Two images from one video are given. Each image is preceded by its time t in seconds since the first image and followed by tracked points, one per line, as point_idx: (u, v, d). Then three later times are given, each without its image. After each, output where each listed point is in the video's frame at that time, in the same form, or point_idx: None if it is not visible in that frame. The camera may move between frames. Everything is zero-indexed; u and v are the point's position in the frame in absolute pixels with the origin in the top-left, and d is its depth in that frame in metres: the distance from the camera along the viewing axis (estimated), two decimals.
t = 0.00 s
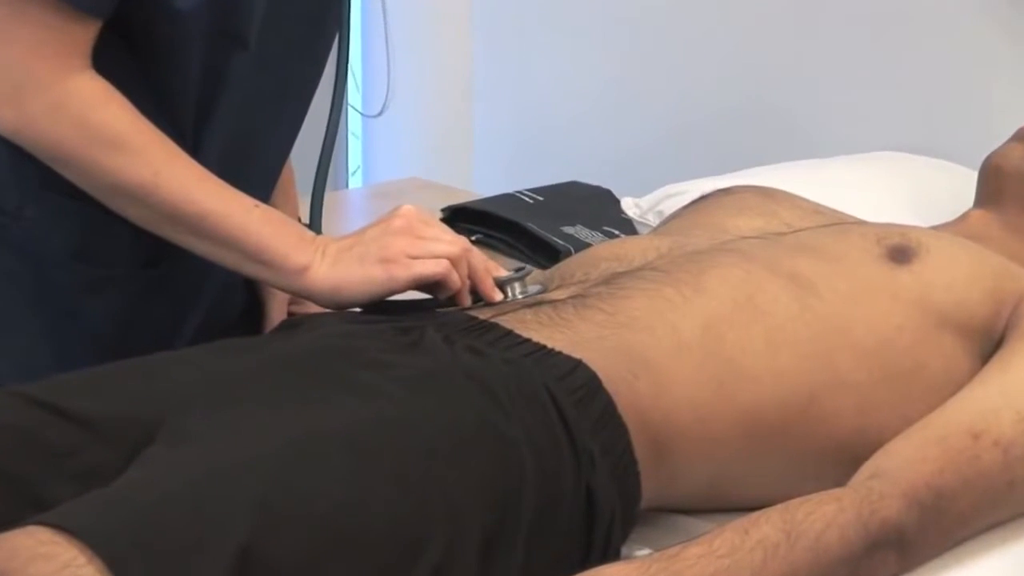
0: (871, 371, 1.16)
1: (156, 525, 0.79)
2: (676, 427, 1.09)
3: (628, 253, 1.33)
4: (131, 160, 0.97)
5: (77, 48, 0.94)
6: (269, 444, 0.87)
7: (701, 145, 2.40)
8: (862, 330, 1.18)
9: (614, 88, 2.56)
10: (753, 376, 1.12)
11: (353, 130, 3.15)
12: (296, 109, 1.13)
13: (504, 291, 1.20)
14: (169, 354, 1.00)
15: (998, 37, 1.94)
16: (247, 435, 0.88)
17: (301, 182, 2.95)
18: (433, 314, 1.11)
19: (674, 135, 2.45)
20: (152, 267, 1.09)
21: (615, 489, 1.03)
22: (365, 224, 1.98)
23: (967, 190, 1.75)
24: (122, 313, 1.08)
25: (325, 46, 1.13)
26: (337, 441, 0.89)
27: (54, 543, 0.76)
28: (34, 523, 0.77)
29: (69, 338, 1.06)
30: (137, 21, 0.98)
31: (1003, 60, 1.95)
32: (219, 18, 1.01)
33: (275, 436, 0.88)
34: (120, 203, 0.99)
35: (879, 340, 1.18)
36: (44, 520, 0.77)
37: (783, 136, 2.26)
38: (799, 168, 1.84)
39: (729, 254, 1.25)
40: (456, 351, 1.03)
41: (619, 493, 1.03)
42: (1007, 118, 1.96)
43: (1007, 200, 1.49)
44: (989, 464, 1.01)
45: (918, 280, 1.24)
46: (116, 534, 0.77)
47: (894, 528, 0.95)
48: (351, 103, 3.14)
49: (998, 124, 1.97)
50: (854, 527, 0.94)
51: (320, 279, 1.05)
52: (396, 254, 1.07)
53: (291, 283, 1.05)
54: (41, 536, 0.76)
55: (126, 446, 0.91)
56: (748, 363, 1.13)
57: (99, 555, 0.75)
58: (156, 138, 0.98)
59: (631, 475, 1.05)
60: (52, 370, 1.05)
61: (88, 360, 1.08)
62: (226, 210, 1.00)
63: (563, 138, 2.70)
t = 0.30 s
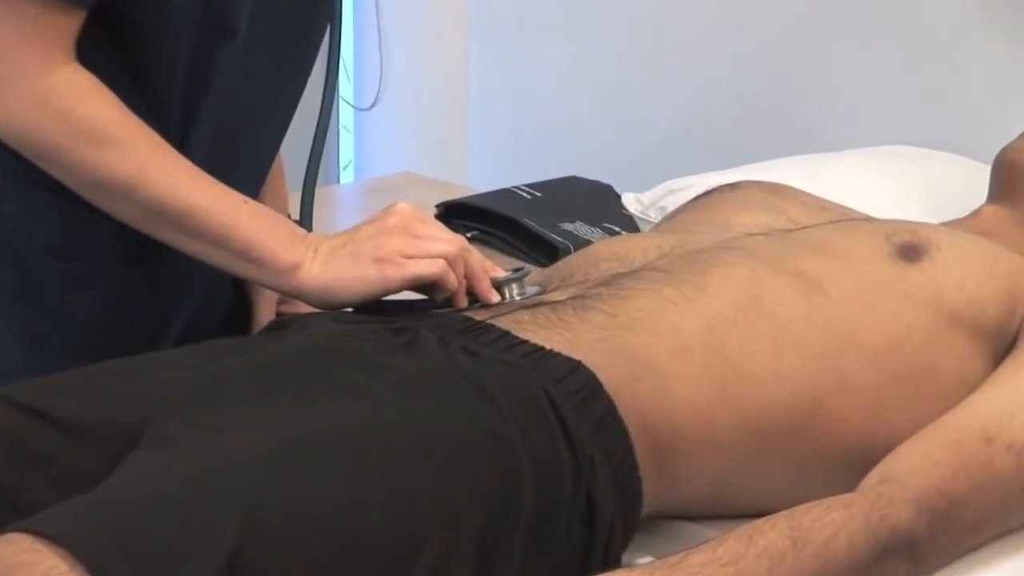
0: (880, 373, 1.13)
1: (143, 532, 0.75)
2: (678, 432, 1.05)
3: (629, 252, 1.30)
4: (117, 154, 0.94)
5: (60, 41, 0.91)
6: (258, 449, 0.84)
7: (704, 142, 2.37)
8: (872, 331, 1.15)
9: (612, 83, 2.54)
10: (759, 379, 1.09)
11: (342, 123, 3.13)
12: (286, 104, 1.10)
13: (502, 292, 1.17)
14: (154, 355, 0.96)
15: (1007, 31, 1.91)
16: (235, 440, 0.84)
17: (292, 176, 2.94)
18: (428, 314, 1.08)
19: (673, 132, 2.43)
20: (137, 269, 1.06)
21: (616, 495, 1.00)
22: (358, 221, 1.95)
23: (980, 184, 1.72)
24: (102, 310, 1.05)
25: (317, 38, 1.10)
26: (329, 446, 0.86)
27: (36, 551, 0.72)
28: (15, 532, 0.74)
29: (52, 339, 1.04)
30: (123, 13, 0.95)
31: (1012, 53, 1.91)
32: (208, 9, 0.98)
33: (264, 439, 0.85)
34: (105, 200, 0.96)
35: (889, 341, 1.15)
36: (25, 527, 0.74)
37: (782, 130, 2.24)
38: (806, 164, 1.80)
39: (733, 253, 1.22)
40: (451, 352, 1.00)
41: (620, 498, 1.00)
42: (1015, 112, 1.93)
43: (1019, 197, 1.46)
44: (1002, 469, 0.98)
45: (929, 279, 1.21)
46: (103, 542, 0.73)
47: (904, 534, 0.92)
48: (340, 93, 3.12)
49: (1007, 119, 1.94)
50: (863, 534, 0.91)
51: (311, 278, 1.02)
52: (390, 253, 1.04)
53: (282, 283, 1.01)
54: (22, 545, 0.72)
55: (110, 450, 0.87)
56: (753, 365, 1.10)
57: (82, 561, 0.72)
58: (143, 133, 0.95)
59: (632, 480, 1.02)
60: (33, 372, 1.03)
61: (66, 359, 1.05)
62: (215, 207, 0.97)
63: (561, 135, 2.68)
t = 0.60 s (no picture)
0: (891, 378, 1.09)
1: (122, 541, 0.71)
2: (684, 437, 1.02)
3: (631, 251, 1.26)
4: (97, 148, 0.90)
5: (36, 31, 0.88)
6: (243, 457, 0.80)
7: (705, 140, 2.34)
8: (883, 333, 1.11)
9: (612, 77, 2.51)
10: (766, 383, 1.05)
11: (331, 115, 3.17)
12: (271, 95, 1.06)
13: (498, 293, 1.13)
14: (136, 359, 0.92)
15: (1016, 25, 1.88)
16: (219, 445, 0.81)
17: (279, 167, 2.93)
18: (422, 317, 1.04)
19: (673, 126, 2.39)
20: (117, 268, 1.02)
21: (618, 503, 0.96)
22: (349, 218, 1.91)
23: (996, 178, 1.68)
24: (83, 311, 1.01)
25: (305, 29, 1.07)
26: (318, 452, 0.82)
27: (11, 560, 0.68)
28: None
29: (29, 342, 1.00)
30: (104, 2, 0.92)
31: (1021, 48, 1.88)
32: None
33: (249, 445, 0.81)
34: (85, 197, 0.92)
35: (901, 343, 1.11)
36: None
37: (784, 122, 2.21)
38: (815, 159, 1.77)
39: (739, 252, 1.18)
40: (446, 355, 0.96)
41: (622, 507, 0.96)
42: None
43: None
44: (1020, 476, 0.95)
45: (942, 279, 1.17)
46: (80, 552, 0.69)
47: (918, 545, 0.88)
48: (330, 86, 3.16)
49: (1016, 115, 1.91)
50: (876, 544, 0.87)
51: (300, 277, 0.98)
52: (381, 251, 1.00)
53: (269, 282, 0.98)
54: None
55: (91, 454, 0.82)
56: (760, 369, 1.06)
57: (56, 571, 0.68)
58: (124, 126, 0.91)
59: (635, 488, 0.98)
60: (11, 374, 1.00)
61: (47, 363, 1.01)
62: (199, 202, 0.94)
63: (560, 128, 2.64)
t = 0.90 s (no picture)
0: (901, 381, 1.06)
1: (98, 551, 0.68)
2: (687, 441, 0.98)
3: (632, 250, 1.22)
4: (78, 140, 0.86)
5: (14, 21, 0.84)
6: (229, 461, 0.76)
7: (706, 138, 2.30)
8: (892, 333, 1.08)
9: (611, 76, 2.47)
10: (771, 386, 1.02)
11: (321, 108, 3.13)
12: (258, 88, 1.03)
13: (494, 295, 1.09)
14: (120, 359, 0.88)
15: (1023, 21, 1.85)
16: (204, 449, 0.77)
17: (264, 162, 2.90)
18: (415, 317, 1.01)
19: (673, 125, 2.36)
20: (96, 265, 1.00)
21: (617, 509, 0.92)
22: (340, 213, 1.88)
23: (1012, 174, 1.65)
24: (62, 310, 0.98)
25: (294, 19, 1.03)
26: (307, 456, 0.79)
27: None
28: None
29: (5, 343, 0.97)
30: None
31: None
32: None
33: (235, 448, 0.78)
34: (65, 192, 0.89)
35: (911, 345, 1.08)
36: None
37: (785, 119, 2.17)
38: (824, 155, 1.74)
39: (743, 250, 1.15)
40: (440, 356, 0.93)
41: (621, 513, 0.93)
42: None
43: None
44: None
45: (955, 278, 1.14)
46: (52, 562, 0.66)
47: (932, 554, 0.85)
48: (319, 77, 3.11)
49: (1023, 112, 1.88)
50: (887, 552, 0.83)
51: (287, 275, 0.95)
52: (373, 249, 0.97)
53: (256, 280, 0.94)
54: None
55: (72, 460, 0.77)
56: (765, 372, 1.03)
57: None
58: (106, 118, 0.88)
59: (635, 494, 0.94)
60: None
61: (25, 366, 0.98)
62: (184, 197, 0.90)
63: (559, 128, 2.61)
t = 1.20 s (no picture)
0: (912, 383, 1.03)
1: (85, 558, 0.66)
2: (693, 444, 0.96)
3: (637, 249, 1.20)
4: (68, 134, 0.84)
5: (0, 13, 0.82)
6: (222, 463, 0.74)
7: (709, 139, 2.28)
8: (903, 334, 1.05)
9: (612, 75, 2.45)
10: (779, 388, 1.00)
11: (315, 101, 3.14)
12: (252, 82, 1.01)
13: (494, 294, 1.07)
14: (111, 359, 0.86)
15: None
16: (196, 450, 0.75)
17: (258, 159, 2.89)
18: (413, 317, 0.99)
19: (675, 125, 2.34)
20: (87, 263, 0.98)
21: (620, 514, 0.90)
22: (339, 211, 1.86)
23: None
24: (51, 309, 0.96)
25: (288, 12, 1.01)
26: (304, 458, 0.76)
27: None
28: None
29: None
30: None
31: None
32: None
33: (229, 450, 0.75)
34: (55, 187, 0.86)
35: (922, 345, 1.05)
36: None
37: (787, 119, 2.15)
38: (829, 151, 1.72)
39: (750, 249, 1.12)
40: (439, 357, 0.90)
41: (625, 518, 0.90)
42: None
43: None
44: None
45: (968, 277, 1.11)
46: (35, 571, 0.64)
47: (945, 561, 0.82)
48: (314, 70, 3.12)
49: None
50: (897, 559, 0.81)
51: (283, 274, 0.93)
52: (370, 248, 0.95)
53: (251, 278, 0.92)
54: None
55: (60, 463, 0.74)
56: (772, 373, 1.00)
57: None
58: (96, 112, 0.86)
59: (639, 499, 0.92)
60: None
61: (14, 367, 0.96)
62: (176, 193, 0.88)
63: (560, 128, 2.59)
